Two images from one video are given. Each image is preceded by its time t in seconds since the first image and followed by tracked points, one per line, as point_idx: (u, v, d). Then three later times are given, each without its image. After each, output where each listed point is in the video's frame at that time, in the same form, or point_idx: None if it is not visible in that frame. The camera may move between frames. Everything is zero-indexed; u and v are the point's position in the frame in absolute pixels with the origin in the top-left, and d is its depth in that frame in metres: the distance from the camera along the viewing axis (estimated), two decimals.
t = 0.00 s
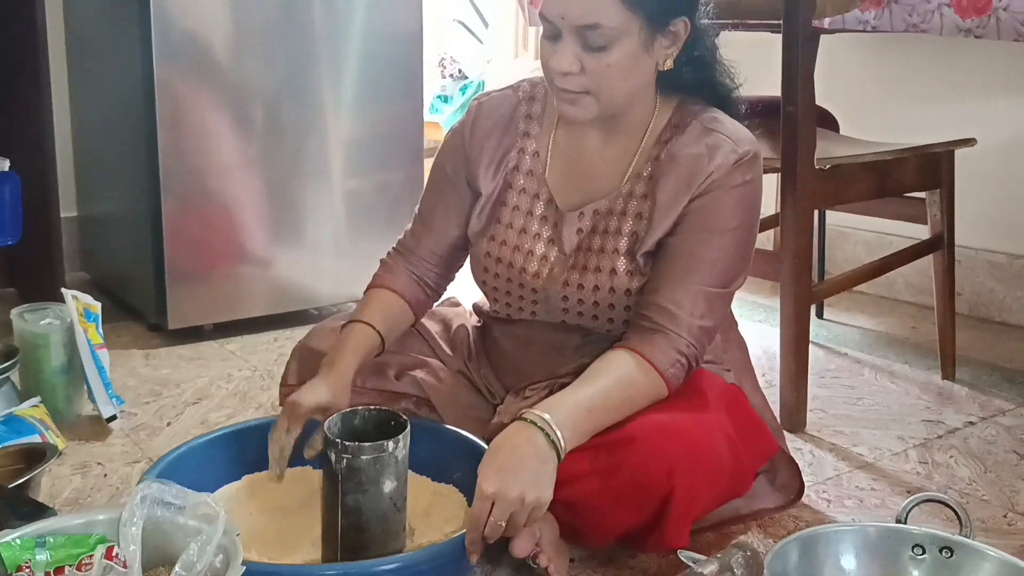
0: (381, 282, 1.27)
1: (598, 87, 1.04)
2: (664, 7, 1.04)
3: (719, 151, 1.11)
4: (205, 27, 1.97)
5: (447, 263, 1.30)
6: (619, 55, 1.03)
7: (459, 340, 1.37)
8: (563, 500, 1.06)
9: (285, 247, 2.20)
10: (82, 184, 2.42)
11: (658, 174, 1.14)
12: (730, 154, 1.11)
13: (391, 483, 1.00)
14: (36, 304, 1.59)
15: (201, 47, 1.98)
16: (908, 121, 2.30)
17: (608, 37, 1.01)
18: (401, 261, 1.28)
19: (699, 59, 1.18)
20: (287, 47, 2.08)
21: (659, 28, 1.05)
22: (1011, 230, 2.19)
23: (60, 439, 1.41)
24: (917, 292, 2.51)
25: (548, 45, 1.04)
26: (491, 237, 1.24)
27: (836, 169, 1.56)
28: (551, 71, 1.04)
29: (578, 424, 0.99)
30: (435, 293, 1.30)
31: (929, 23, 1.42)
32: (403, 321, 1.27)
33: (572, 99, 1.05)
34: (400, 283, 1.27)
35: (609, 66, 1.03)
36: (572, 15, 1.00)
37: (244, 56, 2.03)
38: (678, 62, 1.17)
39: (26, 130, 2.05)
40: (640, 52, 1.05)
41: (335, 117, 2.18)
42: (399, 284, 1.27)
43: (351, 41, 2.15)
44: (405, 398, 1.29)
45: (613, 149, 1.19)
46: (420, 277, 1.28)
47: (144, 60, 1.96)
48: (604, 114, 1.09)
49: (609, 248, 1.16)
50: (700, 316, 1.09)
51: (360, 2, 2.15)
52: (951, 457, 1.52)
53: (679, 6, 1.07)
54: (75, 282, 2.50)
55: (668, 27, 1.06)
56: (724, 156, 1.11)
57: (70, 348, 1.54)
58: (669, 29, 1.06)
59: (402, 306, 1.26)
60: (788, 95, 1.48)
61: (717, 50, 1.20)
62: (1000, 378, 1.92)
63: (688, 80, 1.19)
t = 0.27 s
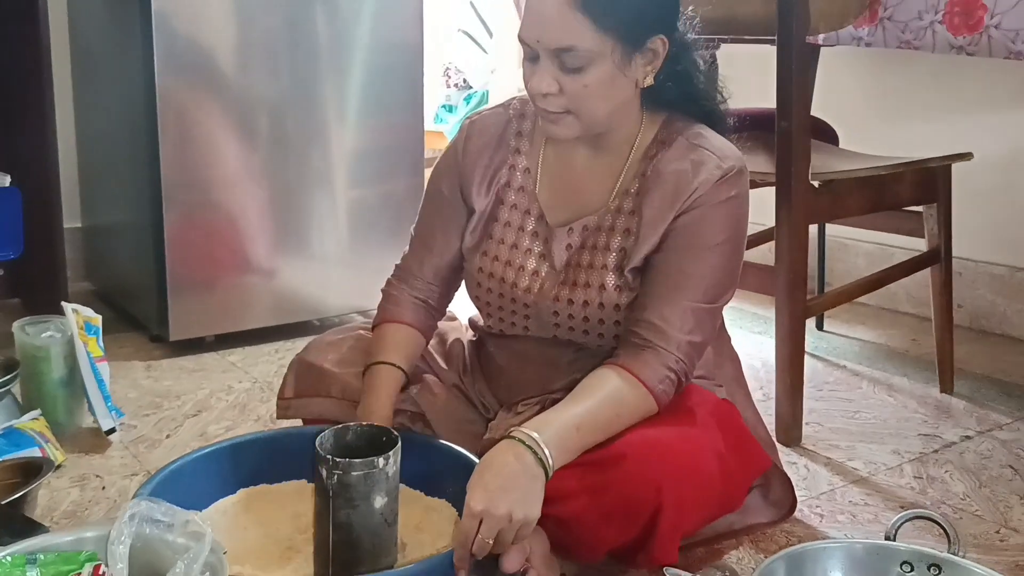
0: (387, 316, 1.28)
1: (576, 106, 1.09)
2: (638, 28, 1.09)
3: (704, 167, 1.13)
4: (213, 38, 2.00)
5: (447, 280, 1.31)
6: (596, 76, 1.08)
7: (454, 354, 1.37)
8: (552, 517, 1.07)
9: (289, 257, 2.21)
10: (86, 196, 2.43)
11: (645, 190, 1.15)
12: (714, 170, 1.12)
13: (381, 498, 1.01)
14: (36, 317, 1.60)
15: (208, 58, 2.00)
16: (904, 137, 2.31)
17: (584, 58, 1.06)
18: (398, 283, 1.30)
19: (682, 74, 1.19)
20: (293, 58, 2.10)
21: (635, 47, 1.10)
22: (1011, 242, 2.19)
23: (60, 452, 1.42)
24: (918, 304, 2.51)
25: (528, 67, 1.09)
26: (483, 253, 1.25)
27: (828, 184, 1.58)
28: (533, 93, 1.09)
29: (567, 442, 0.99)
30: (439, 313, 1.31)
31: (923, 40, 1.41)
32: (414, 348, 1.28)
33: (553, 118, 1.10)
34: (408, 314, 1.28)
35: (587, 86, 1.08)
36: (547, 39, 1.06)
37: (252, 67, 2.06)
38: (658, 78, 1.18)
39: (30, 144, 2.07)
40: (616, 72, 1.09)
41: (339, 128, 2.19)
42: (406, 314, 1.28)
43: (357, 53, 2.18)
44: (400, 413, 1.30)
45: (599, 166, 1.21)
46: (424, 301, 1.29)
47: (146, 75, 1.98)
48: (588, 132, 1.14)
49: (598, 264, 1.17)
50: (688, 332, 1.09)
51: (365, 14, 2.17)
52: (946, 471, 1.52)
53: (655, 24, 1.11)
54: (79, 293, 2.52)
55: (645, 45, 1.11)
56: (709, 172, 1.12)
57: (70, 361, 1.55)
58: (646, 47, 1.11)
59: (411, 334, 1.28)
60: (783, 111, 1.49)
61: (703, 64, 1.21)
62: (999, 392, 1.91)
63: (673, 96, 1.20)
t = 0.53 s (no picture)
0: (396, 316, 1.30)
1: (585, 120, 1.10)
2: (645, 46, 1.10)
3: (711, 179, 1.13)
4: (237, 47, 2.03)
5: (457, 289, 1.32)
6: (603, 92, 1.09)
7: (467, 363, 1.38)
8: (559, 527, 1.08)
9: (312, 262, 2.23)
10: (112, 202, 2.47)
11: (653, 203, 1.16)
12: (721, 183, 1.12)
13: (391, 509, 1.00)
14: (60, 324, 1.64)
15: (231, 66, 2.03)
16: (924, 144, 2.29)
17: (592, 76, 1.08)
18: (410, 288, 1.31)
19: (689, 85, 1.19)
20: (316, 65, 2.12)
21: (642, 64, 1.10)
22: None
23: (81, 458, 1.45)
24: (941, 310, 2.48)
25: (536, 83, 1.11)
26: (494, 263, 1.26)
27: (844, 193, 1.57)
28: (541, 110, 1.10)
29: (572, 455, 1.01)
30: (449, 319, 1.33)
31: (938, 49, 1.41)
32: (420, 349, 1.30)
33: (561, 132, 1.12)
34: (417, 315, 1.29)
35: (594, 103, 1.09)
36: (555, 58, 1.07)
37: (278, 74, 2.08)
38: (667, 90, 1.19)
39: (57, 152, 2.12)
40: (624, 87, 1.10)
41: (361, 134, 2.22)
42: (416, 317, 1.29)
43: (380, 60, 2.20)
44: (412, 421, 1.31)
45: (608, 178, 1.21)
46: (433, 305, 1.31)
47: (168, 85, 2.01)
48: (595, 145, 1.15)
49: (607, 276, 1.18)
50: (696, 344, 1.10)
51: (388, 20, 2.18)
52: (963, 482, 1.51)
53: (664, 39, 1.12)
54: (105, 297, 2.56)
55: (653, 61, 1.12)
56: (716, 185, 1.12)
57: (92, 368, 1.59)
58: (654, 62, 1.12)
59: (419, 336, 1.29)
60: (797, 120, 1.49)
61: (710, 74, 1.22)
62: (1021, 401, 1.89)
63: (680, 108, 1.21)
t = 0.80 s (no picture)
0: (412, 309, 1.32)
1: (602, 134, 1.11)
2: (662, 57, 1.10)
3: (725, 192, 1.13)
4: (267, 55, 2.05)
5: (468, 296, 1.35)
6: (620, 104, 1.09)
7: (484, 372, 1.39)
8: (571, 538, 1.08)
9: (339, 266, 2.26)
10: (142, 208, 2.52)
11: (667, 215, 1.16)
12: (734, 196, 1.12)
13: (403, 516, 1.01)
14: (88, 331, 1.68)
15: (260, 73, 2.06)
16: (953, 153, 2.27)
17: (608, 88, 1.08)
18: (429, 291, 1.33)
19: (704, 98, 1.20)
20: (343, 74, 2.14)
21: (660, 75, 1.11)
22: None
23: (106, 462, 1.50)
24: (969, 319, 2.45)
25: (553, 96, 1.12)
26: (510, 273, 1.27)
27: (865, 204, 1.57)
28: (557, 122, 1.11)
29: (581, 467, 1.01)
30: (461, 319, 1.35)
31: (957, 59, 1.43)
32: (432, 345, 1.31)
33: (578, 144, 1.12)
34: (431, 310, 1.32)
35: (612, 115, 1.09)
36: (574, 72, 1.07)
37: (308, 83, 2.11)
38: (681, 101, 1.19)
39: (89, 161, 2.16)
40: (640, 100, 1.11)
41: (389, 141, 2.24)
42: (432, 310, 1.32)
43: (410, 68, 2.22)
44: (428, 429, 1.32)
45: (623, 190, 1.22)
46: (447, 305, 1.33)
47: (195, 94, 2.04)
48: (612, 157, 1.15)
49: (621, 287, 1.18)
50: (709, 356, 1.10)
51: (418, 30, 2.21)
52: (984, 495, 1.50)
53: (679, 51, 1.12)
54: (135, 302, 2.60)
55: (669, 72, 1.12)
56: (730, 197, 1.12)
57: (118, 374, 1.62)
58: (670, 75, 1.12)
59: (433, 330, 1.31)
60: (816, 130, 1.49)
61: (725, 88, 1.22)
62: None
63: (695, 119, 1.21)
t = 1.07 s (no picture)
0: (415, 299, 1.34)
1: (592, 136, 1.12)
2: (652, 59, 1.11)
3: (715, 194, 1.13)
4: (275, 56, 2.07)
5: (466, 295, 1.36)
6: (609, 106, 1.10)
7: (480, 372, 1.40)
8: (561, 537, 1.10)
9: (345, 266, 2.28)
10: (151, 209, 2.54)
11: (658, 217, 1.17)
12: (724, 198, 1.13)
13: (394, 515, 1.03)
14: (93, 330, 1.70)
15: (266, 74, 2.07)
16: (957, 156, 2.27)
17: (597, 89, 1.09)
18: (427, 288, 1.35)
19: (696, 100, 1.20)
20: (350, 75, 2.16)
21: (649, 77, 1.11)
22: None
23: (110, 461, 1.51)
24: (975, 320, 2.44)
25: (544, 98, 1.13)
26: (505, 273, 1.28)
27: (864, 206, 1.57)
28: (548, 123, 1.12)
29: (569, 466, 1.03)
30: (460, 314, 1.36)
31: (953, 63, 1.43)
32: (432, 338, 1.33)
33: (568, 145, 1.14)
34: (431, 301, 1.33)
35: (601, 116, 1.10)
36: (562, 73, 1.09)
37: (316, 84, 2.13)
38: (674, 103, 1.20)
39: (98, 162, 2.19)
40: (629, 102, 1.12)
41: (395, 142, 2.25)
42: (433, 303, 1.33)
43: (418, 70, 2.24)
44: (424, 428, 1.34)
45: (616, 192, 1.23)
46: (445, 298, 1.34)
47: (200, 96, 2.06)
48: (602, 158, 1.16)
49: (613, 288, 1.19)
50: (698, 357, 1.11)
51: (426, 32, 2.23)
52: (981, 496, 1.50)
53: (669, 53, 1.13)
54: (144, 302, 2.63)
55: (658, 74, 1.12)
56: (720, 200, 1.13)
57: (123, 373, 1.65)
58: (659, 77, 1.13)
59: (433, 322, 1.33)
60: (812, 132, 1.50)
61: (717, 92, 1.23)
62: None
63: (687, 122, 1.22)
